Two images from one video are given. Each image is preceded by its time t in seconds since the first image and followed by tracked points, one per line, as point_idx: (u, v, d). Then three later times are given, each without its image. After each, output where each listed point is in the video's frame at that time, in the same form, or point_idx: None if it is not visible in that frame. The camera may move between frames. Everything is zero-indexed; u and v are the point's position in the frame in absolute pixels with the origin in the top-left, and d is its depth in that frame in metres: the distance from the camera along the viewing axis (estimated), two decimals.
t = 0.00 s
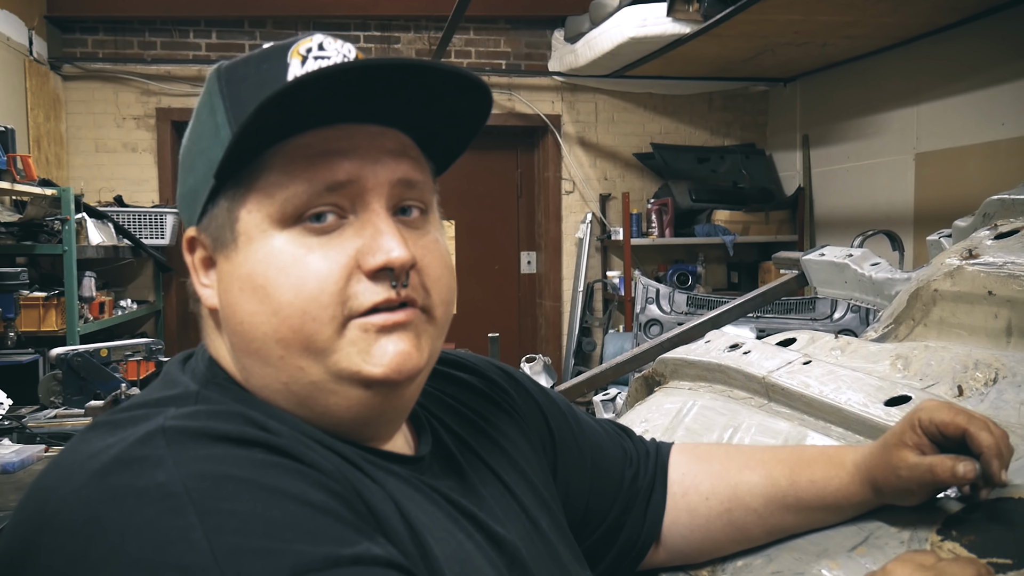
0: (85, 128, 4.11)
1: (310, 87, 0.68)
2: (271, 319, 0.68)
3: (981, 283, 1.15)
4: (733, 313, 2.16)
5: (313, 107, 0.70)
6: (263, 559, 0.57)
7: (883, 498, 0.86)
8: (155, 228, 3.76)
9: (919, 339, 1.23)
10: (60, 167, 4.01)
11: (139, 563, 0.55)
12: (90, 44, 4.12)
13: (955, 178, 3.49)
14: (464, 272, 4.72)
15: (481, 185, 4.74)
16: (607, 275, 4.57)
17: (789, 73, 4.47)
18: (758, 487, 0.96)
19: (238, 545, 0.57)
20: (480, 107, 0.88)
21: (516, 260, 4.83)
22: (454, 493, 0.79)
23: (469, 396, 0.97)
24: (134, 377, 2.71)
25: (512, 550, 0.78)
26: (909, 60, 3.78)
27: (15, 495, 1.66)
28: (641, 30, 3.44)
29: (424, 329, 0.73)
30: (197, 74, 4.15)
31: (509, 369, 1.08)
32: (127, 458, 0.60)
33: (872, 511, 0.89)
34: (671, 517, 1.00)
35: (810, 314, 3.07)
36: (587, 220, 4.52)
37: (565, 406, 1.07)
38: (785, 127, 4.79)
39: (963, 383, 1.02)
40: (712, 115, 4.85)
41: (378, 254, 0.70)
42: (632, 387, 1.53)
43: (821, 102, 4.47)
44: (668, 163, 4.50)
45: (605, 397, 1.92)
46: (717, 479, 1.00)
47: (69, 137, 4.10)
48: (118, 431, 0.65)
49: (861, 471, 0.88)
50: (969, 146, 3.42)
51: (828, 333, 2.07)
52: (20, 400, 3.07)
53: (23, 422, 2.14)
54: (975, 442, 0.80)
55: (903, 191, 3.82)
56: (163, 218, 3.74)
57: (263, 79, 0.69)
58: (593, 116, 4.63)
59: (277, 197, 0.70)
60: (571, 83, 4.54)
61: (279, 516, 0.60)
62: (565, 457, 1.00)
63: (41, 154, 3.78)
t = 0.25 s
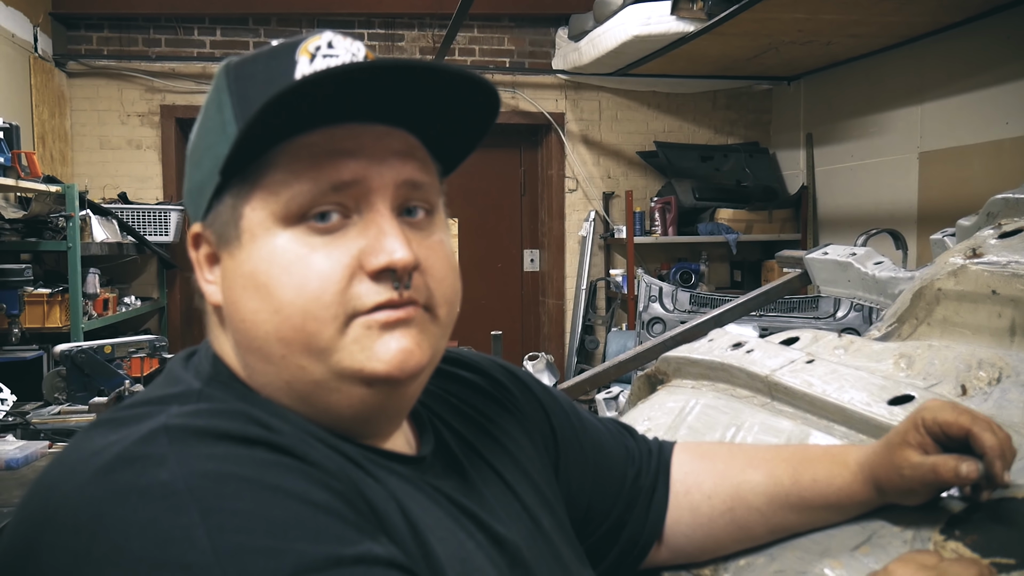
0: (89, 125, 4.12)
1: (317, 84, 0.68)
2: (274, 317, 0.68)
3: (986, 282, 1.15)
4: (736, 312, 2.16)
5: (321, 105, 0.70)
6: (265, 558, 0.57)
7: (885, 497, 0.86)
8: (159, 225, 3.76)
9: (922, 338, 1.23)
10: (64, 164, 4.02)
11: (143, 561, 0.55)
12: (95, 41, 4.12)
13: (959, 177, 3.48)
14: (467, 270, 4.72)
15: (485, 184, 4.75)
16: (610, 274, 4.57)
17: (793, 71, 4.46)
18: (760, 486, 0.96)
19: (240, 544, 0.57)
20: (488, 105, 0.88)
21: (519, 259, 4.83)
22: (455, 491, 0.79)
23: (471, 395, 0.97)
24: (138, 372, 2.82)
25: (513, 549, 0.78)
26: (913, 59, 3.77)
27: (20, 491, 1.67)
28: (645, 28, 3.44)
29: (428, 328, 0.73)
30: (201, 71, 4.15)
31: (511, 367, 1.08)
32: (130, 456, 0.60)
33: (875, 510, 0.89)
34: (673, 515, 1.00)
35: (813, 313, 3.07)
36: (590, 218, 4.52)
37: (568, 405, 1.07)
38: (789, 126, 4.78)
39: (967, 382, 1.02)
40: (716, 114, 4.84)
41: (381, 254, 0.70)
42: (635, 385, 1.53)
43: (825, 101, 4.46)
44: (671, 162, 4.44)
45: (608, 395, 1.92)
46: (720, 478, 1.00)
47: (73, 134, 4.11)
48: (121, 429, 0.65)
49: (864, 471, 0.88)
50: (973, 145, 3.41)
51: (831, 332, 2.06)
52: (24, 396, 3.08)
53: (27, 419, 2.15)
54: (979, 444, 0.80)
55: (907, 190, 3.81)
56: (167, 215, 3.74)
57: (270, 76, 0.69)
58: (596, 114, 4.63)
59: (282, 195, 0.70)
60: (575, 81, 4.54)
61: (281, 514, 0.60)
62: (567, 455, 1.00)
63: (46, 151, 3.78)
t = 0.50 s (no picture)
0: (89, 123, 4.12)
1: (319, 84, 0.69)
2: (275, 316, 0.68)
3: (984, 280, 1.15)
4: (736, 310, 2.16)
5: (322, 103, 0.71)
6: (263, 560, 0.57)
7: (884, 496, 0.86)
8: (158, 224, 3.76)
9: (922, 336, 1.23)
10: (65, 162, 4.02)
11: (141, 561, 0.55)
12: (95, 39, 4.12)
13: (959, 175, 3.47)
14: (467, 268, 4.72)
15: (485, 182, 4.74)
16: (610, 271, 4.57)
17: (793, 69, 4.45)
18: (759, 484, 0.96)
19: (238, 545, 0.57)
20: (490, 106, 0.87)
21: (519, 257, 4.83)
22: (454, 491, 0.79)
23: (469, 393, 0.97)
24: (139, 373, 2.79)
25: (511, 547, 0.78)
26: (914, 57, 3.77)
27: (20, 489, 1.67)
28: (645, 27, 3.44)
29: (428, 325, 0.72)
30: (201, 69, 4.15)
31: (510, 366, 1.08)
32: (129, 457, 0.60)
33: (873, 508, 0.89)
34: (672, 513, 1.00)
35: (813, 311, 3.07)
36: (589, 216, 4.52)
37: (568, 404, 1.06)
38: (789, 123, 4.78)
39: (965, 379, 1.02)
40: (716, 112, 4.84)
41: (382, 253, 0.70)
42: (635, 383, 1.53)
43: (825, 99, 4.46)
44: (670, 159, 4.46)
45: (608, 393, 1.93)
46: (719, 476, 1.00)
47: (73, 132, 4.11)
48: (119, 429, 0.65)
49: (863, 469, 0.88)
50: (973, 143, 3.41)
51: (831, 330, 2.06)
52: (24, 395, 3.08)
53: (27, 417, 2.15)
54: (978, 444, 0.80)
55: (907, 188, 3.81)
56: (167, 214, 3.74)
57: (271, 73, 0.69)
58: (596, 112, 4.63)
59: (282, 193, 0.70)
60: (575, 79, 4.53)
61: (280, 516, 0.60)
62: (565, 453, 1.00)
63: (46, 149, 3.78)
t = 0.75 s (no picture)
0: (87, 122, 4.11)
1: (384, 126, 0.67)
2: (302, 334, 0.68)
3: (982, 279, 1.15)
4: (734, 309, 2.16)
5: (381, 138, 0.68)
6: (263, 557, 0.57)
7: (881, 495, 0.87)
8: (156, 223, 3.76)
9: (919, 335, 1.23)
10: (62, 162, 4.01)
11: (141, 559, 0.55)
12: (92, 38, 4.11)
13: (958, 174, 3.48)
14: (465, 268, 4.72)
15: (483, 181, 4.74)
16: (608, 271, 4.57)
17: (792, 69, 4.45)
18: (757, 483, 0.96)
19: (239, 543, 0.57)
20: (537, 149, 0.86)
21: (517, 256, 4.83)
22: (453, 491, 0.79)
23: (469, 393, 0.97)
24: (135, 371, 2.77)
25: (511, 547, 0.78)
26: (912, 56, 3.77)
27: (17, 489, 1.67)
28: (643, 26, 3.44)
29: (445, 354, 0.74)
30: (199, 68, 4.14)
31: (508, 366, 1.08)
32: (129, 455, 0.60)
33: (871, 507, 0.89)
34: (670, 512, 1.00)
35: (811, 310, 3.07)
36: (588, 216, 4.52)
37: (568, 405, 1.06)
38: (787, 123, 4.78)
39: (963, 378, 1.02)
40: (715, 111, 4.84)
41: (414, 285, 0.70)
42: (634, 382, 1.53)
43: (823, 98, 4.46)
44: (670, 158, 4.50)
45: (606, 393, 1.93)
46: (717, 474, 1.00)
47: (71, 131, 4.10)
48: (120, 428, 0.65)
49: (861, 468, 0.88)
50: (972, 142, 3.42)
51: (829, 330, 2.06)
52: (22, 394, 3.08)
53: (25, 417, 2.15)
54: (975, 445, 0.80)
55: (905, 187, 3.81)
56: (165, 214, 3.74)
57: (325, 89, 0.67)
58: (595, 111, 4.62)
59: (325, 218, 0.68)
60: (574, 79, 4.53)
61: (280, 514, 0.60)
62: (564, 452, 1.00)
63: (43, 149, 3.78)
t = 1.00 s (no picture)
0: (85, 122, 4.11)
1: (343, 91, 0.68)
2: (292, 317, 0.68)
3: (980, 279, 1.15)
4: (732, 310, 2.16)
5: (342, 107, 0.70)
6: (266, 556, 0.57)
7: (880, 495, 0.87)
8: (155, 223, 3.76)
9: (917, 335, 1.23)
10: (60, 162, 4.01)
11: (143, 559, 0.55)
12: (91, 38, 4.11)
13: (955, 175, 3.48)
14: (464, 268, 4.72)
15: (482, 181, 4.74)
16: (607, 271, 4.57)
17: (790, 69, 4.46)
18: (756, 483, 0.96)
19: (242, 543, 0.57)
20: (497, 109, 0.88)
21: (515, 257, 4.83)
22: (454, 491, 0.79)
23: (469, 392, 0.97)
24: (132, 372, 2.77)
25: (512, 547, 0.78)
26: (910, 57, 3.77)
27: (15, 489, 1.66)
28: (642, 27, 3.44)
29: (437, 328, 0.74)
30: (197, 68, 4.14)
31: (507, 365, 1.08)
32: (130, 455, 0.60)
33: (869, 507, 0.89)
34: (669, 512, 1.01)
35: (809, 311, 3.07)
36: (586, 216, 4.52)
37: (567, 403, 1.06)
38: (785, 124, 4.79)
39: (961, 379, 1.03)
40: (713, 112, 4.85)
41: (399, 254, 0.70)
42: (632, 382, 1.53)
43: (821, 99, 4.46)
44: (668, 159, 4.50)
45: (605, 393, 1.93)
46: (715, 474, 1.00)
47: (69, 131, 4.10)
48: (121, 428, 0.65)
49: (860, 468, 0.88)
50: (969, 143, 3.43)
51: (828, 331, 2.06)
52: (20, 394, 3.07)
53: (23, 417, 2.14)
54: (975, 445, 0.80)
55: (903, 188, 3.82)
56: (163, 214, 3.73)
57: (285, 78, 0.68)
58: (593, 112, 4.63)
59: (301, 195, 0.69)
60: (572, 79, 4.54)
61: (283, 513, 0.60)
62: (564, 451, 1.00)
63: (41, 149, 3.77)
